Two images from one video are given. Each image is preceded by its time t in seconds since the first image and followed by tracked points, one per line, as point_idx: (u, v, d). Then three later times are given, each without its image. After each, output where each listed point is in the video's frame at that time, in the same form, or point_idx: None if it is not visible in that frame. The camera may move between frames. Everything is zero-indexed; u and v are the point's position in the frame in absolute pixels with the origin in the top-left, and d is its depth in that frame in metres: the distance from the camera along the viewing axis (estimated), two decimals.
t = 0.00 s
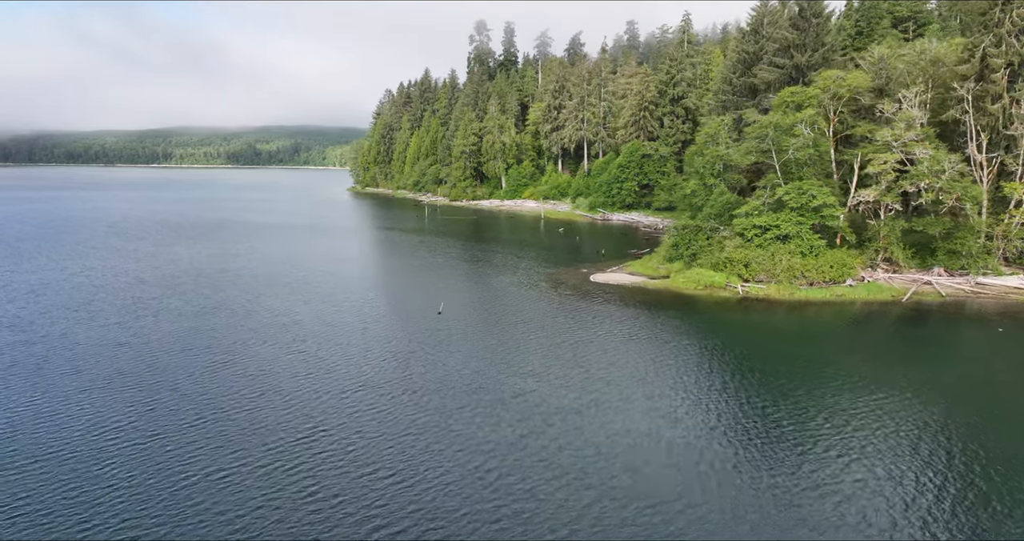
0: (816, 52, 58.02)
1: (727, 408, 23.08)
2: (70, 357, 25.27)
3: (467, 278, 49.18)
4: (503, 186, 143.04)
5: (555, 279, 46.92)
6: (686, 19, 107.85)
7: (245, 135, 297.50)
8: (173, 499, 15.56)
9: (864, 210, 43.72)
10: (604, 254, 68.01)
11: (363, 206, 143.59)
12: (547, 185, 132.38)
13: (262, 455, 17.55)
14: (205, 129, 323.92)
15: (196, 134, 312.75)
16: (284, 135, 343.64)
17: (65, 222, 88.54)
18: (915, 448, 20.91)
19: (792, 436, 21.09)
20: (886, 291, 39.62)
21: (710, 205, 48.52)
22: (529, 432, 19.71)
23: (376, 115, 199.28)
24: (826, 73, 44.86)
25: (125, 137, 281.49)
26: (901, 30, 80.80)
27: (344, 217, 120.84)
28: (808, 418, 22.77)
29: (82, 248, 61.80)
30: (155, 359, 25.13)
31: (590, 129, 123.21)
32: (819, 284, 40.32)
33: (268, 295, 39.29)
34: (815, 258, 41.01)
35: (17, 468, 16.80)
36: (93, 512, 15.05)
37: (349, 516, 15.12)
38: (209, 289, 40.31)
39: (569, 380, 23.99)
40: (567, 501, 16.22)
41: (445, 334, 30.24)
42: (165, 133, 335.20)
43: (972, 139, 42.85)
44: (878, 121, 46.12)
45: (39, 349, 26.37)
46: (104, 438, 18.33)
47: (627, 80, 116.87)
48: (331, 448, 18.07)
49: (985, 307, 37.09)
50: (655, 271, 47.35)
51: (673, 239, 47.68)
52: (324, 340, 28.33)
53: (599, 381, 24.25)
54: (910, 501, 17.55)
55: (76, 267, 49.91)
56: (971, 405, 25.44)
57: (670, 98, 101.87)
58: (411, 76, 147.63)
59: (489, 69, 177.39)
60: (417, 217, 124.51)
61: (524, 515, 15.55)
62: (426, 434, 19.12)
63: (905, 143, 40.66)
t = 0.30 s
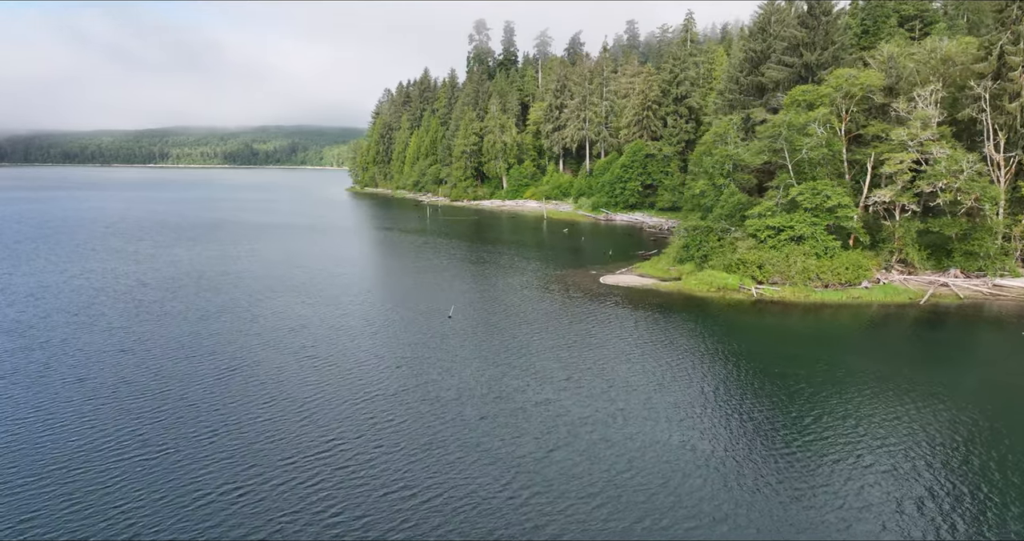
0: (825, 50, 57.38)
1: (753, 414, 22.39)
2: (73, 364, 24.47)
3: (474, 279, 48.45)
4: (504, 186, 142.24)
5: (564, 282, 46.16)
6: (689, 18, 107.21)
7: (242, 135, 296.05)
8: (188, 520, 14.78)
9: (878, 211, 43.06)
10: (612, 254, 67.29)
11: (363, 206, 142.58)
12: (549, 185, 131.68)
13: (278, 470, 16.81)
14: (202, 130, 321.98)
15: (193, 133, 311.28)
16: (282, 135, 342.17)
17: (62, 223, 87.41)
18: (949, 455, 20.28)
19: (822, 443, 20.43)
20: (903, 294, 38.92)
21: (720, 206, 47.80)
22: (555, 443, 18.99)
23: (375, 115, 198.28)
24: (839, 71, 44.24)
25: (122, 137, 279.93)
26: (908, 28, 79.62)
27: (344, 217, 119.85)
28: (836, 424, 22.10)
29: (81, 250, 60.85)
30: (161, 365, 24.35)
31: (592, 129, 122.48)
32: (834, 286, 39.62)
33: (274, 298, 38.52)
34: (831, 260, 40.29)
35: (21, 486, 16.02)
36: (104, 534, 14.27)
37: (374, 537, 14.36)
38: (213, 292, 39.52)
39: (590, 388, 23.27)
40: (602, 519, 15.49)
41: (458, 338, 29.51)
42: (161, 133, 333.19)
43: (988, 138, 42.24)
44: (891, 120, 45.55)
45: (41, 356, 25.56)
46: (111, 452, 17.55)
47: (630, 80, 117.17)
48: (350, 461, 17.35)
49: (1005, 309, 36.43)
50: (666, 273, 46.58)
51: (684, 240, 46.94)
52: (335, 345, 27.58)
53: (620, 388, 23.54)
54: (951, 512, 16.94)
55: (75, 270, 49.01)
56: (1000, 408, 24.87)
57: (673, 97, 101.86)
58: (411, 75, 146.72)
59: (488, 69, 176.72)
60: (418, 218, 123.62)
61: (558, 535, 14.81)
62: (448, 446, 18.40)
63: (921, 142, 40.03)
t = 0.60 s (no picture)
0: (834, 49, 56.70)
1: (778, 418, 21.76)
2: (75, 370, 23.73)
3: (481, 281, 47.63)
4: (505, 186, 141.58)
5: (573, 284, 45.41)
6: (691, 17, 106.52)
7: (239, 135, 294.75)
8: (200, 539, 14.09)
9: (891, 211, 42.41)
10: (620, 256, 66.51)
11: (363, 206, 141.64)
12: (550, 185, 131.05)
13: (293, 485, 16.09)
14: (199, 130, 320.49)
15: (190, 134, 309.91)
16: (279, 135, 340.83)
17: (60, 224, 86.41)
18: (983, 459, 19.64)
19: (850, 447, 19.81)
20: (919, 296, 38.22)
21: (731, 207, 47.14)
22: (579, 454, 18.30)
23: (374, 116, 197.47)
24: (851, 69, 43.65)
25: (118, 137, 278.68)
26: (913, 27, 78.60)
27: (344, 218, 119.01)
28: (863, 427, 21.45)
29: (79, 252, 59.91)
30: (166, 372, 23.60)
31: (594, 129, 121.77)
32: (849, 288, 38.96)
33: (279, 300, 37.74)
34: (845, 261, 39.57)
35: (25, 503, 15.30)
36: None
37: None
38: (217, 295, 38.71)
39: (610, 395, 22.58)
40: (634, 535, 14.83)
41: (470, 342, 28.76)
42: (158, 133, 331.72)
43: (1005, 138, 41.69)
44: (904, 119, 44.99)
45: (41, 362, 24.78)
46: (117, 466, 16.81)
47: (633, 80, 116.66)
48: (367, 475, 16.65)
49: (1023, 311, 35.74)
50: (676, 275, 45.88)
51: (693, 241, 46.26)
52: (345, 350, 26.81)
53: (641, 395, 22.86)
54: (992, 518, 16.33)
55: (74, 272, 48.13)
56: None
57: (676, 97, 101.25)
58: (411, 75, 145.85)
59: (488, 69, 176.09)
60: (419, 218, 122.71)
61: None
62: (468, 458, 17.71)
63: (938, 142, 39.41)
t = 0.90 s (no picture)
0: (845, 48, 55.96)
1: (809, 428, 21.07)
2: (79, 379, 22.89)
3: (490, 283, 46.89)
4: (507, 186, 140.83)
5: (583, 286, 44.65)
6: (695, 15, 105.86)
7: (237, 134, 293.80)
8: None
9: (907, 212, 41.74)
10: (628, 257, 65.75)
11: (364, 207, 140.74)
12: (552, 185, 130.34)
13: (313, 505, 15.35)
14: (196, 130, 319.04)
15: (187, 134, 308.45)
16: (277, 134, 339.89)
17: (57, 225, 85.40)
18: None
19: (887, 459, 19.14)
20: (938, 299, 37.50)
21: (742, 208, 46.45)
22: (610, 470, 17.54)
23: (373, 115, 196.58)
24: (865, 68, 43.07)
25: (115, 137, 277.64)
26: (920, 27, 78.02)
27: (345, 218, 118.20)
28: (898, 438, 20.76)
29: (79, 253, 58.99)
30: (174, 381, 22.79)
31: (596, 129, 121.13)
32: (866, 290, 38.26)
33: (286, 304, 36.92)
34: (861, 263, 38.86)
35: (32, 523, 14.59)
36: None
37: None
38: (221, 299, 37.87)
39: (635, 404, 21.87)
40: None
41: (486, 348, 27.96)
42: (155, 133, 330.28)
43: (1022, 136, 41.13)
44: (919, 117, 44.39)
45: (44, 371, 23.95)
46: (127, 484, 16.02)
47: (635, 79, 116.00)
48: (390, 492, 15.94)
49: None
50: (688, 277, 45.21)
51: (705, 243, 45.55)
52: (357, 357, 25.99)
53: (666, 403, 22.18)
54: None
55: (75, 274, 47.25)
56: None
57: (680, 96, 100.51)
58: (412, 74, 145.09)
59: (488, 68, 175.47)
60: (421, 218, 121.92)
61: None
62: (495, 475, 16.96)
63: (956, 141, 38.78)
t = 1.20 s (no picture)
0: (854, 46, 55.34)
1: (837, 438, 20.47)
2: (82, 387, 22.15)
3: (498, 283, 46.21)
4: (508, 186, 140.15)
5: (593, 287, 43.97)
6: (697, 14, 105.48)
7: (235, 134, 292.81)
8: None
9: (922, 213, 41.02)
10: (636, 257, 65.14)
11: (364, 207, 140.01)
12: (554, 185, 129.67)
13: (334, 523, 14.62)
14: (193, 130, 317.65)
15: (184, 133, 307.10)
16: (274, 134, 338.94)
17: (55, 226, 84.40)
18: None
19: (924, 472, 18.51)
20: (956, 301, 36.82)
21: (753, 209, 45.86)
22: (639, 485, 16.82)
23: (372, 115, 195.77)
24: (877, 66, 42.52)
25: (112, 136, 276.44)
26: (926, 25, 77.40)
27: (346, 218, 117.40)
28: (928, 447, 20.18)
29: (77, 255, 58.19)
30: (181, 388, 22.06)
31: (598, 129, 120.59)
32: (882, 293, 37.56)
33: (293, 307, 36.20)
34: (877, 265, 38.14)
35: None
36: None
37: None
38: (225, 302, 37.08)
39: (660, 414, 21.18)
40: None
41: (499, 352, 27.21)
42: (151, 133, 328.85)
43: None
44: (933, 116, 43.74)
45: (45, 377, 23.20)
46: (134, 503, 15.26)
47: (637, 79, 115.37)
48: (412, 509, 15.22)
49: None
50: (699, 279, 44.54)
51: (716, 244, 44.87)
52: (369, 362, 25.21)
53: (690, 413, 21.48)
54: None
55: (74, 276, 46.49)
56: None
57: (683, 96, 100.32)
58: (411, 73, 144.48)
59: (488, 68, 174.91)
60: (422, 219, 121.29)
61: None
62: (521, 490, 16.22)
63: (973, 140, 38.13)
